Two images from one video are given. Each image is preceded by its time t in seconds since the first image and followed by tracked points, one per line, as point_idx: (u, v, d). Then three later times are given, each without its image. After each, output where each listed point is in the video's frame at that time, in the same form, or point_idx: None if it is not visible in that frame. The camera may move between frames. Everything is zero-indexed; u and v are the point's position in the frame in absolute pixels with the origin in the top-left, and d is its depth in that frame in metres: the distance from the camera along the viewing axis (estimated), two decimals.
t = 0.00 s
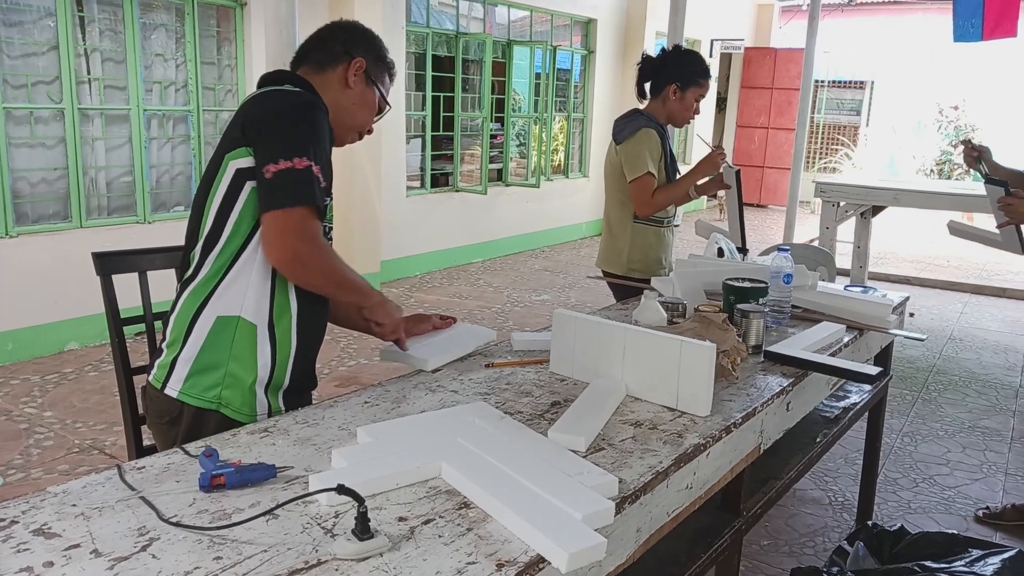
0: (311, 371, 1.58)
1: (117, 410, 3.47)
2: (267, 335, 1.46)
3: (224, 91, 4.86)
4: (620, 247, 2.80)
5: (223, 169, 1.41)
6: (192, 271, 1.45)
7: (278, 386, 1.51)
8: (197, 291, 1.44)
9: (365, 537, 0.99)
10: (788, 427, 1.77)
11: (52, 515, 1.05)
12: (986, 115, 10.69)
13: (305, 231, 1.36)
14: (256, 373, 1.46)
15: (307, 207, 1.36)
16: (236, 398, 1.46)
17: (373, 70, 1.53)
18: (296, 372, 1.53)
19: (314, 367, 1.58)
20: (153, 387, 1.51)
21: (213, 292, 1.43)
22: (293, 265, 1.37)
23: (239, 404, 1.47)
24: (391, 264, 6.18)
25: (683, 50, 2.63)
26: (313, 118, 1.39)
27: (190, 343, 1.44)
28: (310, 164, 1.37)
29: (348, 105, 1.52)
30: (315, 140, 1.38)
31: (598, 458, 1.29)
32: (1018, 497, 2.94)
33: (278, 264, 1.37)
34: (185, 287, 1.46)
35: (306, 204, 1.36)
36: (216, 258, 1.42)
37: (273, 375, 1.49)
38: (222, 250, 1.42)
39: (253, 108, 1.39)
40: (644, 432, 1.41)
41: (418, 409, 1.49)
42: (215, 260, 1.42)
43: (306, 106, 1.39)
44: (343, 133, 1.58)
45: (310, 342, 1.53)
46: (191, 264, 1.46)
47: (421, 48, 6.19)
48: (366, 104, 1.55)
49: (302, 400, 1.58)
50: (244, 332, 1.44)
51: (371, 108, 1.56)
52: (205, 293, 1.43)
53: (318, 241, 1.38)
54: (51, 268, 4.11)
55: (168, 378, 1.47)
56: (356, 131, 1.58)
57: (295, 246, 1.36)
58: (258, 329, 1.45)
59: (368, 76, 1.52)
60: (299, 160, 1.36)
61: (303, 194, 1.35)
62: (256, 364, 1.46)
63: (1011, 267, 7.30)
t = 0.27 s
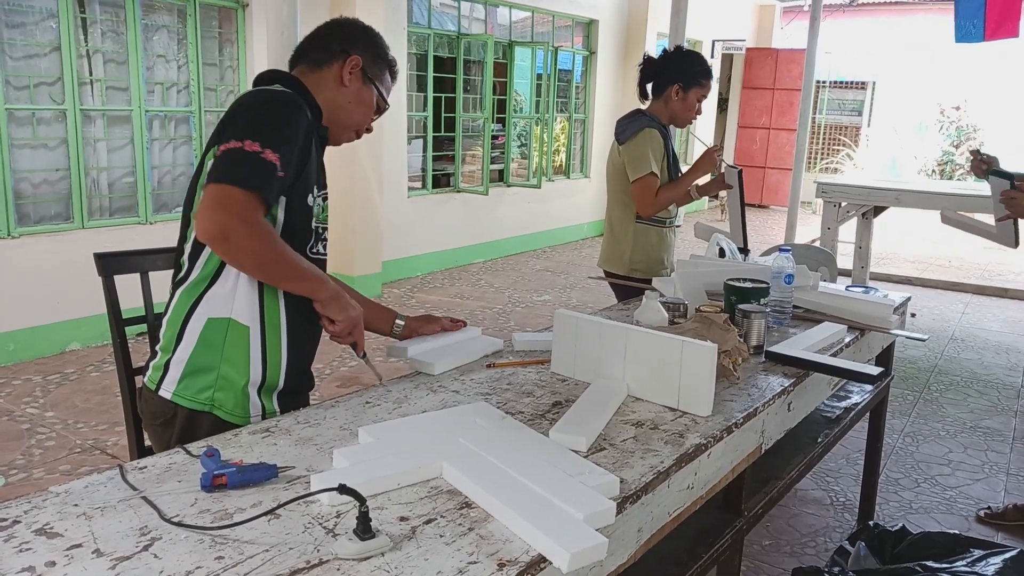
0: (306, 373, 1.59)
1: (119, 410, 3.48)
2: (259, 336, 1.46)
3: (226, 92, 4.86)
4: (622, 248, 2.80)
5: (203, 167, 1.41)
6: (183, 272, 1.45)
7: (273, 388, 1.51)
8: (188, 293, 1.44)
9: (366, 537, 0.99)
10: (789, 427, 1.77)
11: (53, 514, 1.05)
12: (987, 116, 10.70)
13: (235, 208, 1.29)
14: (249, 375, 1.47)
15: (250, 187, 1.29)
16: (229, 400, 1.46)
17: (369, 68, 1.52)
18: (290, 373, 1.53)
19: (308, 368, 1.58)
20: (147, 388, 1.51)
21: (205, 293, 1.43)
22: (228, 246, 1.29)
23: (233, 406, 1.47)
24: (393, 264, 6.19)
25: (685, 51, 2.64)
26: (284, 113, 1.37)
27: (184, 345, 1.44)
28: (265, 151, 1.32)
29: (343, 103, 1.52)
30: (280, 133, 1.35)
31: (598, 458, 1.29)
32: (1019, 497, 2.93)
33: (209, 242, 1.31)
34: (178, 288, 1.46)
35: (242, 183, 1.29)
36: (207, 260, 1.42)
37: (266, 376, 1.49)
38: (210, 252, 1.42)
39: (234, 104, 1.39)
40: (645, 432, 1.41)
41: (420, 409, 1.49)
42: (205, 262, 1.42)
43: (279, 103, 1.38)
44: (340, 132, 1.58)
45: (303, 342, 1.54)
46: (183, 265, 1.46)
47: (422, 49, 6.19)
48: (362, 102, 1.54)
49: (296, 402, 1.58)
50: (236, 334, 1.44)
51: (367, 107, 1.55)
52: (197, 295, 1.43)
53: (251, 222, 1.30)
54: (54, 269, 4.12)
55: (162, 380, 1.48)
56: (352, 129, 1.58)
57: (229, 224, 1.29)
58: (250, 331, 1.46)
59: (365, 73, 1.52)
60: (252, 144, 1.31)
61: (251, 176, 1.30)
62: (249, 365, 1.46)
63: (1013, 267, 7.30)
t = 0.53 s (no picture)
0: (301, 373, 1.58)
1: (120, 412, 3.48)
2: (248, 339, 1.46)
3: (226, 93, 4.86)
4: (623, 248, 2.80)
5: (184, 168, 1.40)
6: (174, 275, 1.46)
7: (267, 389, 1.51)
8: (179, 295, 1.44)
9: (367, 538, 0.99)
10: (791, 427, 1.77)
11: (54, 516, 1.05)
12: (987, 114, 10.71)
13: (178, 207, 1.24)
14: (241, 378, 1.46)
15: (196, 185, 1.24)
16: (221, 404, 1.46)
17: (357, 55, 1.49)
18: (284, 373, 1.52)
19: (303, 369, 1.57)
20: (145, 390, 1.53)
21: (194, 297, 1.43)
22: (177, 246, 1.26)
23: (225, 409, 1.46)
24: (393, 264, 6.19)
25: (686, 51, 2.64)
26: (248, 109, 1.32)
27: (177, 349, 1.45)
28: (216, 148, 1.27)
29: (333, 93, 1.50)
30: (240, 130, 1.30)
31: (599, 458, 1.29)
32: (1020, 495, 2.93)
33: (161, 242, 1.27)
34: (169, 290, 1.47)
35: (185, 180, 1.24)
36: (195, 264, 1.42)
37: (259, 379, 1.48)
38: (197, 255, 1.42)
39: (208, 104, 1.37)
40: (646, 432, 1.41)
41: (420, 410, 1.49)
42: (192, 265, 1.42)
43: (246, 99, 1.34)
44: (336, 123, 1.56)
45: (296, 344, 1.53)
46: (174, 267, 1.47)
47: (422, 49, 6.19)
48: (353, 91, 1.51)
49: (292, 404, 1.58)
50: (225, 337, 1.44)
51: (359, 95, 1.52)
52: (187, 298, 1.44)
53: (196, 221, 1.25)
54: (54, 270, 4.12)
55: (158, 382, 1.49)
56: (348, 119, 1.55)
57: (175, 224, 1.24)
58: (239, 334, 1.45)
59: (353, 61, 1.48)
60: (203, 141, 1.27)
61: (197, 173, 1.25)
62: (240, 368, 1.46)
63: (1013, 265, 7.31)
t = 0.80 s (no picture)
0: (303, 378, 1.57)
1: (123, 414, 3.48)
2: (240, 342, 1.45)
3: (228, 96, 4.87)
4: (626, 250, 2.80)
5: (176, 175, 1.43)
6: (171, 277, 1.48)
7: (264, 393, 1.50)
8: (174, 297, 1.47)
9: (371, 541, 1.00)
10: (793, 429, 1.77)
11: (58, 519, 1.05)
12: (989, 115, 10.69)
13: (148, 217, 1.28)
14: (235, 380, 1.45)
15: (166, 193, 1.28)
16: (217, 407, 1.45)
17: (346, 43, 1.46)
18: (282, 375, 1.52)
19: (304, 374, 1.56)
20: (148, 392, 1.55)
21: (189, 298, 1.45)
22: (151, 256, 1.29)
23: (221, 412, 1.46)
24: (396, 267, 6.19)
25: (688, 52, 2.64)
26: (221, 113, 1.34)
27: (176, 351, 1.47)
28: (185, 155, 1.29)
29: (327, 86, 1.49)
30: (211, 135, 1.32)
31: (602, 461, 1.29)
32: None
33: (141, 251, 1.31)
34: (167, 291, 1.49)
35: (154, 191, 1.28)
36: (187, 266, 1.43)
37: (255, 382, 1.48)
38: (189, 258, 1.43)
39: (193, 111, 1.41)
40: (649, 434, 1.41)
41: (423, 412, 1.48)
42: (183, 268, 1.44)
43: (220, 103, 1.35)
44: (334, 115, 1.54)
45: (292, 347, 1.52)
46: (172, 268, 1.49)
47: (424, 52, 6.20)
48: (346, 81, 1.49)
49: (291, 408, 1.57)
50: (218, 340, 1.44)
51: (353, 85, 1.50)
52: (181, 299, 1.45)
53: (164, 230, 1.27)
54: (57, 273, 4.12)
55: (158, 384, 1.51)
56: (347, 109, 1.53)
57: (146, 234, 1.27)
58: (230, 336, 1.44)
59: (343, 50, 1.46)
60: (174, 149, 1.30)
61: (166, 181, 1.28)
62: (235, 370, 1.46)
63: (1016, 267, 7.30)
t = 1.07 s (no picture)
0: (307, 379, 1.58)
1: (125, 417, 3.48)
2: (239, 344, 1.46)
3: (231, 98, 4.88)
4: (628, 252, 2.81)
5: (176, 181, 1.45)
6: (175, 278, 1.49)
7: (265, 394, 1.51)
8: (176, 299, 1.47)
9: (373, 542, 1.00)
10: (795, 430, 1.77)
11: (61, 522, 1.05)
12: (991, 116, 10.67)
13: (142, 233, 1.29)
14: (235, 381, 1.46)
15: (158, 207, 1.29)
16: (218, 407, 1.46)
17: (338, 38, 1.44)
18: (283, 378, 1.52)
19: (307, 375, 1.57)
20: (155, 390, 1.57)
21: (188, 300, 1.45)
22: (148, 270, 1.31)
23: (223, 413, 1.47)
24: (398, 268, 6.20)
25: (689, 54, 2.64)
26: (209, 122, 1.34)
27: (178, 353, 1.48)
28: (176, 166, 1.30)
29: (323, 83, 1.47)
30: (201, 145, 1.32)
31: (604, 462, 1.29)
32: None
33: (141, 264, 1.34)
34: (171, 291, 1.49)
35: (147, 206, 1.29)
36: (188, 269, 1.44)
37: (256, 383, 1.49)
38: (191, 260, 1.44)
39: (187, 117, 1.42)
40: (650, 435, 1.41)
41: (425, 414, 1.48)
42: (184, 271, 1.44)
43: (209, 110, 1.35)
44: (334, 110, 1.52)
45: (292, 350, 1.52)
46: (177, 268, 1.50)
47: (425, 54, 6.21)
48: (341, 76, 1.47)
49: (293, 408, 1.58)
50: (217, 343, 1.44)
51: (349, 77, 1.47)
52: (181, 302, 1.45)
53: (158, 245, 1.29)
54: (59, 276, 4.13)
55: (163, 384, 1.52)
56: (346, 104, 1.52)
57: (142, 248, 1.29)
58: (229, 339, 1.45)
59: (335, 45, 1.44)
60: (164, 161, 1.31)
61: (158, 194, 1.29)
62: (235, 372, 1.46)
63: (1018, 267, 7.28)
